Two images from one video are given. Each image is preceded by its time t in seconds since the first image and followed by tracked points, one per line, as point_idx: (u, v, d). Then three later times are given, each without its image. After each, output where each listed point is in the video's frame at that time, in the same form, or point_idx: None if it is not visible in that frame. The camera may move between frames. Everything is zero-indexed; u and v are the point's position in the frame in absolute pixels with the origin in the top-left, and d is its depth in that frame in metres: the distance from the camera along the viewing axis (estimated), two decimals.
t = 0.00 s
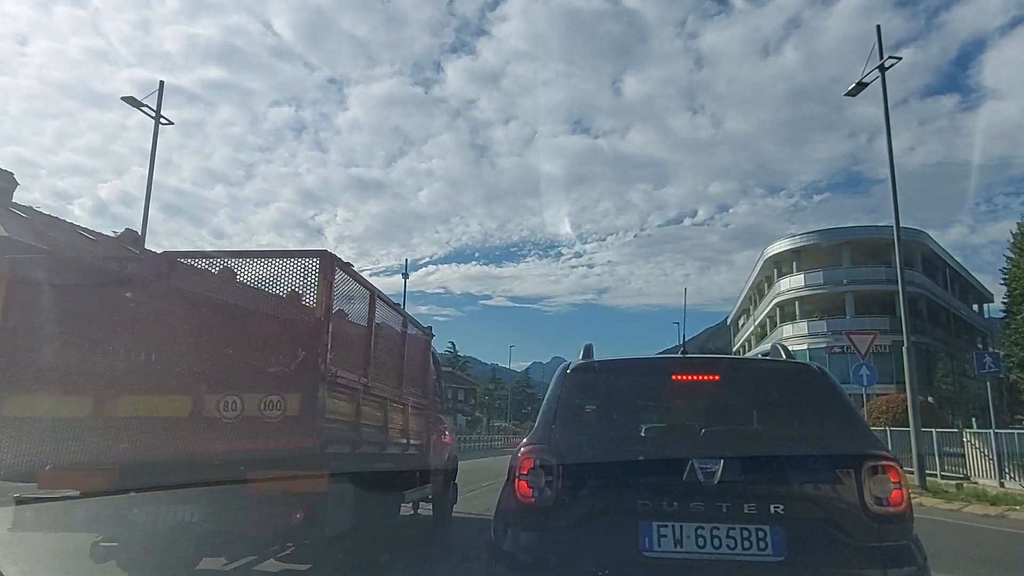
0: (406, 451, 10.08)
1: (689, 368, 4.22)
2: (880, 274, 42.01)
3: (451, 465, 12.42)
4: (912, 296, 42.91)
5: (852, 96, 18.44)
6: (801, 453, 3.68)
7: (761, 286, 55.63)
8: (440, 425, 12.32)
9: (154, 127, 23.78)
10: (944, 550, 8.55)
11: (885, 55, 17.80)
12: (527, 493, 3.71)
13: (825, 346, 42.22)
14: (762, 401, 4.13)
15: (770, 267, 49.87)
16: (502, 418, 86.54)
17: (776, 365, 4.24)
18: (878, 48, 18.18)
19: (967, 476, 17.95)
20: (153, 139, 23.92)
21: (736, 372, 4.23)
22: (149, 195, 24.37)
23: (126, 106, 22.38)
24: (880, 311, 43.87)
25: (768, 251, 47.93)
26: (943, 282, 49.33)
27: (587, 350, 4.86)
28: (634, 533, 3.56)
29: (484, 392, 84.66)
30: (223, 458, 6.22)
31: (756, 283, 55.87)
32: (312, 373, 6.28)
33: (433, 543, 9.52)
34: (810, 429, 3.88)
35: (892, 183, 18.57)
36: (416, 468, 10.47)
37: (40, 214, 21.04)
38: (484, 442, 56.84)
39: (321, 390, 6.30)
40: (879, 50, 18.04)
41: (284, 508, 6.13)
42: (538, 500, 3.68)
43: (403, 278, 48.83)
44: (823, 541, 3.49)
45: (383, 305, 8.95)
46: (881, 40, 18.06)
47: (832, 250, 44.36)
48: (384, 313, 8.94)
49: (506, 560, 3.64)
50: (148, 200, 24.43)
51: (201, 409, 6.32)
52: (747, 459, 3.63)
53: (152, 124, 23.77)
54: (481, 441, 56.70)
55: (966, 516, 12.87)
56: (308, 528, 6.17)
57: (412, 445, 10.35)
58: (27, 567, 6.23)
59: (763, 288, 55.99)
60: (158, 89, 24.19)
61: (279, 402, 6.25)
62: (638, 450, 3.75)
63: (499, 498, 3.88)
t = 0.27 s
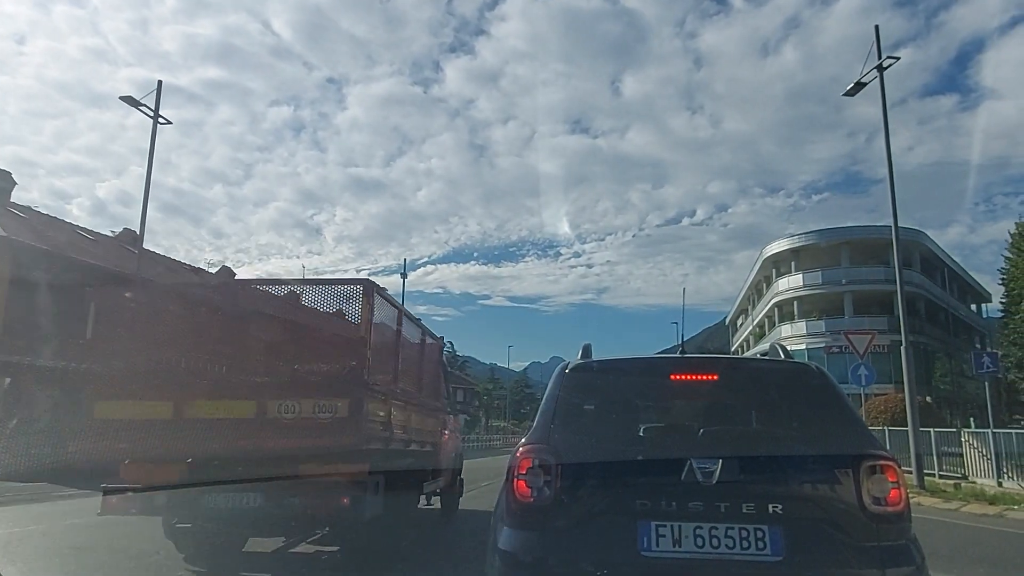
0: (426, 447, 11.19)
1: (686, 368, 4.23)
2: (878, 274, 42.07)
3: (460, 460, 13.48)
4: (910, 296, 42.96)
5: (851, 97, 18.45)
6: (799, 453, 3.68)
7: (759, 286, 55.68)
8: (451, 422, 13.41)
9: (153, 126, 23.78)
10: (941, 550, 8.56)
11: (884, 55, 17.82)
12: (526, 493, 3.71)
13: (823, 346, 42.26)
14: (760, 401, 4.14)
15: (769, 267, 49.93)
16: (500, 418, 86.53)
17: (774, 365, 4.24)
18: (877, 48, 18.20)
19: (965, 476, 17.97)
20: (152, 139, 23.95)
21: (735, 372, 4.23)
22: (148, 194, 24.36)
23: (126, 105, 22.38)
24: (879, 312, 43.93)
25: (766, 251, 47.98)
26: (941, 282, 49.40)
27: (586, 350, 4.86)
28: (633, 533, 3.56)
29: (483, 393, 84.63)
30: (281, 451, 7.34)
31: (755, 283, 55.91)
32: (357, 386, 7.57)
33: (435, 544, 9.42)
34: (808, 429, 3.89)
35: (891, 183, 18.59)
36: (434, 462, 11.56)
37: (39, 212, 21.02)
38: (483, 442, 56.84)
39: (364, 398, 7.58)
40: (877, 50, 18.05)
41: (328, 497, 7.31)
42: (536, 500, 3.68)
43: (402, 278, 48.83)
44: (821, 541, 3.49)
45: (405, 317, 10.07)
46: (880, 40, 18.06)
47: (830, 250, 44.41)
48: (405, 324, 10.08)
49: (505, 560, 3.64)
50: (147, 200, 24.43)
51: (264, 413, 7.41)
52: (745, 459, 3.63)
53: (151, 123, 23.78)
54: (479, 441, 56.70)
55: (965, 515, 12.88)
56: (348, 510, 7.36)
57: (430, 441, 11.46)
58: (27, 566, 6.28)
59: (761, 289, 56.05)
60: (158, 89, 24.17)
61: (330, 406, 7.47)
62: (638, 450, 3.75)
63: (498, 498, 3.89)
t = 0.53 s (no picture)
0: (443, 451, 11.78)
1: (684, 368, 4.22)
2: (876, 274, 42.12)
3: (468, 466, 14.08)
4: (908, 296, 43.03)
5: (849, 97, 18.45)
6: (797, 452, 3.68)
7: (757, 286, 55.73)
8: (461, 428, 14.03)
9: (150, 126, 23.76)
10: (938, 550, 8.57)
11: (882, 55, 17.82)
12: (525, 493, 3.71)
13: (821, 346, 42.33)
14: (759, 401, 4.14)
15: (766, 267, 49.99)
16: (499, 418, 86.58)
17: (772, 365, 4.23)
18: (875, 48, 18.19)
19: (963, 475, 18.01)
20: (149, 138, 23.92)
21: (733, 372, 4.22)
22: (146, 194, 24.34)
23: (123, 105, 22.36)
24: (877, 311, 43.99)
25: (764, 250, 48.02)
26: (939, 281, 49.47)
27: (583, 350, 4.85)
28: (632, 533, 3.56)
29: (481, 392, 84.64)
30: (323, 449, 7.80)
31: (753, 283, 55.98)
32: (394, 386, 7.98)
33: (432, 544, 9.38)
34: (806, 428, 3.90)
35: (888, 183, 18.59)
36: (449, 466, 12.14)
37: (36, 212, 20.99)
38: (481, 442, 56.88)
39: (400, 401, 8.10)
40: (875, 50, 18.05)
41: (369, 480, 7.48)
42: (535, 500, 3.68)
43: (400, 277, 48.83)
44: (820, 541, 3.49)
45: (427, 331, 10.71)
46: (878, 39, 18.05)
47: (828, 250, 44.47)
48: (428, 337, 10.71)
49: (503, 560, 3.63)
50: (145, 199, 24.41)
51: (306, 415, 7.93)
52: (743, 459, 3.63)
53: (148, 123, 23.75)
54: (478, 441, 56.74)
55: (962, 515, 12.89)
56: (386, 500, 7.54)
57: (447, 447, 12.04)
58: (23, 567, 6.26)
59: (759, 288, 56.13)
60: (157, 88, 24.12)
61: (368, 406, 7.90)
62: (636, 450, 3.75)
63: (496, 498, 3.89)
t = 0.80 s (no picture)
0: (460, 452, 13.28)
1: (682, 368, 4.23)
2: (874, 274, 42.17)
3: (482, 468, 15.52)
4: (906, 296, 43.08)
5: (848, 97, 18.43)
6: (796, 452, 3.68)
7: (756, 286, 55.75)
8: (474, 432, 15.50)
9: (148, 127, 23.74)
10: (936, 549, 8.57)
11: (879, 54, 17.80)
12: (523, 493, 3.71)
13: (820, 346, 42.36)
14: (756, 401, 4.14)
15: (765, 267, 50.02)
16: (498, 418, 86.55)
17: (771, 365, 4.23)
18: (873, 47, 18.19)
19: (961, 475, 18.03)
20: (148, 139, 23.90)
21: (731, 372, 4.23)
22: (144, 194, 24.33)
23: (121, 105, 22.35)
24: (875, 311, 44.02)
25: (763, 250, 48.06)
26: (938, 281, 49.51)
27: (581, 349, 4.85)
28: (630, 533, 3.56)
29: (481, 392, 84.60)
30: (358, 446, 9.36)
31: (751, 283, 56.01)
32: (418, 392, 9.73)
33: (428, 544, 9.37)
34: (803, 428, 3.91)
35: (886, 183, 18.59)
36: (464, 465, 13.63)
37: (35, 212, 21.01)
38: (480, 442, 56.86)
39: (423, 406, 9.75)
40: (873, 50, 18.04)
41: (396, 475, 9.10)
42: (534, 500, 3.68)
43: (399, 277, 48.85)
44: (818, 541, 3.50)
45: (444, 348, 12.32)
46: (876, 39, 18.04)
47: (826, 250, 44.52)
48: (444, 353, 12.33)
49: (502, 559, 3.63)
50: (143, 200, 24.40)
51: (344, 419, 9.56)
52: (741, 459, 3.64)
53: (147, 123, 23.72)
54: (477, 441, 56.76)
55: (960, 515, 12.90)
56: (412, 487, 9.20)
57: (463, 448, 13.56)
58: (24, 566, 6.29)
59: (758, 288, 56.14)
60: (155, 88, 24.14)
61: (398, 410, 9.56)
62: (634, 450, 3.75)
63: (494, 497, 3.89)
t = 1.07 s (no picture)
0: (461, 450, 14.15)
1: (681, 369, 4.23)
2: (872, 274, 42.23)
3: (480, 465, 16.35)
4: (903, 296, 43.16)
5: (846, 96, 18.45)
6: (794, 452, 3.68)
7: (754, 286, 55.80)
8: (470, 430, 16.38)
9: (146, 127, 23.72)
10: (935, 549, 8.57)
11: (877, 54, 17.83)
12: (522, 493, 3.71)
13: (818, 346, 42.40)
14: (755, 401, 4.14)
15: (763, 267, 50.07)
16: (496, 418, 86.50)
17: (769, 364, 4.24)
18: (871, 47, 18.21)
19: (960, 474, 18.07)
20: (147, 139, 23.90)
21: (730, 372, 4.23)
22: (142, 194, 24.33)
23: (120, 105, 22.35)
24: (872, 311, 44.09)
25: (761, 250, 48.12)
26: (936, 281, 49.59)
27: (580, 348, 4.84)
28: (629, 533, 3.55)
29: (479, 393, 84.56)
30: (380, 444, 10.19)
31: (750, 283, 56.05)
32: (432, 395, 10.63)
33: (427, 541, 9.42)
34: (801, 428, 3.91)
35: (884, 182, 18.61)
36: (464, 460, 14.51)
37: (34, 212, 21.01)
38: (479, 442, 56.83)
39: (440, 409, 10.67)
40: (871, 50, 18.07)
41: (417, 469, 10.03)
42: (532, 500, 3.68)
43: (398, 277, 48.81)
44: (817, 540, 3.49)
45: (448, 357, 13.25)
46: (874, 39, 18.06)
47: (824, 250, 44.59)
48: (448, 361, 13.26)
49: (500, 560, 3.63)
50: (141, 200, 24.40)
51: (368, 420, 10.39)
52: (739, 458, 3.64)
53: (145, 124, 23.68)
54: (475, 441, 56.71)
55: (959, 515, 12.90)
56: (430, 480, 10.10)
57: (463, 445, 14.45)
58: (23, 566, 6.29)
59: (756, 288, 56.19)
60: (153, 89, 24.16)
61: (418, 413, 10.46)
62: (633, 450, 3.75)
63: (493, 497, 3.88)
